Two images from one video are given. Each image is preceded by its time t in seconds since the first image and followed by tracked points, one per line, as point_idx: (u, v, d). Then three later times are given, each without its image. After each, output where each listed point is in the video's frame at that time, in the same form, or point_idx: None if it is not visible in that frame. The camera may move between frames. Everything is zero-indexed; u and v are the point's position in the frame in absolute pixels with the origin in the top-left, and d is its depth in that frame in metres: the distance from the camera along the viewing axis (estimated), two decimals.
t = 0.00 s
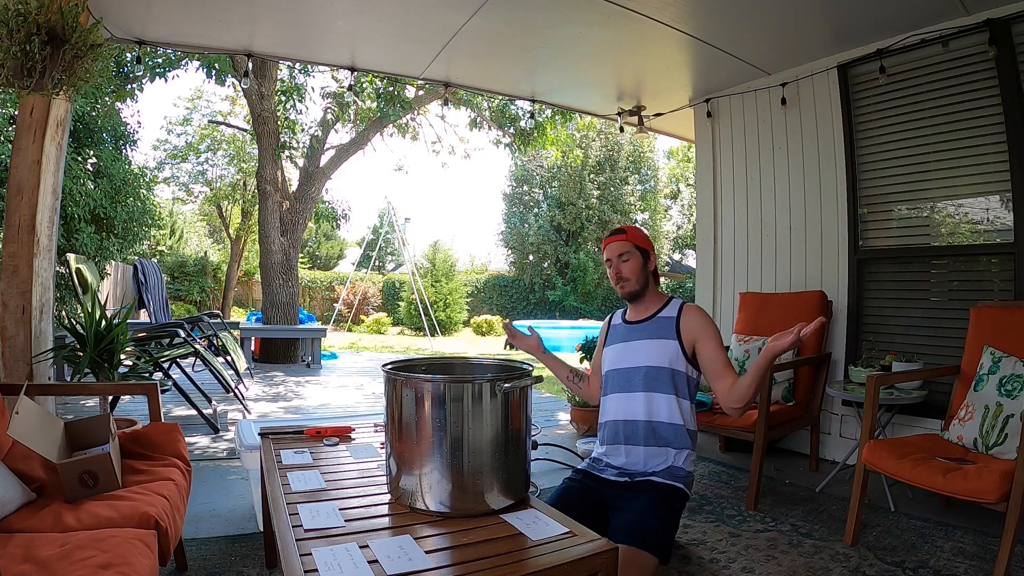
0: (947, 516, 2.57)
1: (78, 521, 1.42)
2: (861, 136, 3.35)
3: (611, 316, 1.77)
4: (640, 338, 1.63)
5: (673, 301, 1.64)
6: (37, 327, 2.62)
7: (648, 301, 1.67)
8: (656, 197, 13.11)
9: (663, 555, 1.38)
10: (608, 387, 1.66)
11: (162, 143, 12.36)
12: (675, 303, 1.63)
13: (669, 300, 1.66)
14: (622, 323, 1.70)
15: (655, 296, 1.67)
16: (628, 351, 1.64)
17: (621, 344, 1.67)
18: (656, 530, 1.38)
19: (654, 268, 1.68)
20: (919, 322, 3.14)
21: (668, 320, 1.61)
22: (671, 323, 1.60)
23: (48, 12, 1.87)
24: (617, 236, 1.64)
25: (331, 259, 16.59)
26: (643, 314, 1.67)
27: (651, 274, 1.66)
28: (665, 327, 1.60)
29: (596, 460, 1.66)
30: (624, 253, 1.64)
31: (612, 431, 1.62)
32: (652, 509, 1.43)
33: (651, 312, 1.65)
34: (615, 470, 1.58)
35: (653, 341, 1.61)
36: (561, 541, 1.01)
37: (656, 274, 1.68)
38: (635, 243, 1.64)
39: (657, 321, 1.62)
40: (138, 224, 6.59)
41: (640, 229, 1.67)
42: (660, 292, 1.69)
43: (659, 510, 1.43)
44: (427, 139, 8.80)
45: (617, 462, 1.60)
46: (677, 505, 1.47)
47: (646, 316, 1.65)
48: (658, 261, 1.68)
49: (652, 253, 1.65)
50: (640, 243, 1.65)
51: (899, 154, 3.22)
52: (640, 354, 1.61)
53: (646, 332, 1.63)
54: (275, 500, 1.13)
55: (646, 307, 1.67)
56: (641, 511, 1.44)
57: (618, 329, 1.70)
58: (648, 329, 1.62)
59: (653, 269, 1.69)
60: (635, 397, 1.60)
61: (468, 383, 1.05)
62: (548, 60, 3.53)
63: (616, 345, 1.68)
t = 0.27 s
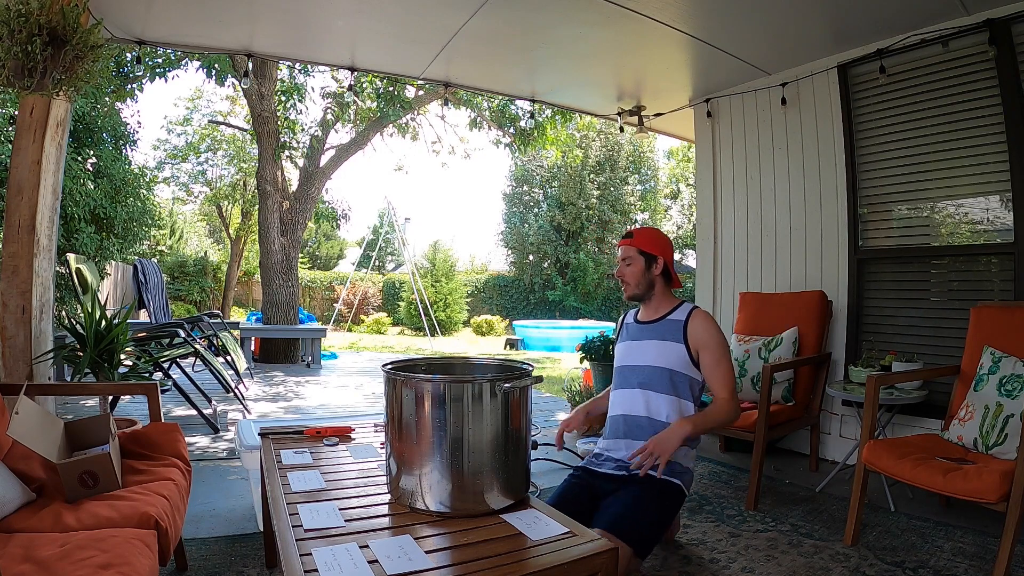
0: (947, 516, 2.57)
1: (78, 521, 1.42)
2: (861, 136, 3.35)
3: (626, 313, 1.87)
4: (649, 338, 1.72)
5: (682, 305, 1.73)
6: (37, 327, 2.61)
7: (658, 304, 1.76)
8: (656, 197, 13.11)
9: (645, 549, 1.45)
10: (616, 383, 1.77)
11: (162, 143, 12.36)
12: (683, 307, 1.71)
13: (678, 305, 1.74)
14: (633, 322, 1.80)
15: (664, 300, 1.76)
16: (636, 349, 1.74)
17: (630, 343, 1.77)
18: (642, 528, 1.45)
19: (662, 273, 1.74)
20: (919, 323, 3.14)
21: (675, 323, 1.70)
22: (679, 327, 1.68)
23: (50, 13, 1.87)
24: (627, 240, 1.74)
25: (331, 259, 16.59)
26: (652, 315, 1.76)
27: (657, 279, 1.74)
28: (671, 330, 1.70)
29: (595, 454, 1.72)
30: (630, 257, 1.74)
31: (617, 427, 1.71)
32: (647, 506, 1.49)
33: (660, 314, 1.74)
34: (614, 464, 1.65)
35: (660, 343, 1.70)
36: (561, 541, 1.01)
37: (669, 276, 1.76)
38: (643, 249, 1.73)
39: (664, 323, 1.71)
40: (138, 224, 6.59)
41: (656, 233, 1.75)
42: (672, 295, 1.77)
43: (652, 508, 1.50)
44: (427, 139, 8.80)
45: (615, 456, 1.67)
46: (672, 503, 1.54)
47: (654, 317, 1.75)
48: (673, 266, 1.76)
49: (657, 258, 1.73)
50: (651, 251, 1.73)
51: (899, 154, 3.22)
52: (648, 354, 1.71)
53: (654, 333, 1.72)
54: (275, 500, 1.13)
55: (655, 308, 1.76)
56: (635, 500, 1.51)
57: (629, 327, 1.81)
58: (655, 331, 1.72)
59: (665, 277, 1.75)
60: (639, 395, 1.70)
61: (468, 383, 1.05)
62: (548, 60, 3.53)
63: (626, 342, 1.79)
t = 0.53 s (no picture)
0: (947, 516, 2.57)
1: (78, 521, 1.42)
2: (861, 136, 3.35)
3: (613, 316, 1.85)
4: (631, 340, 1.71)
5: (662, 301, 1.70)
6: (37, 327, 2.61)
7: (640, 302, 1.73)
8: (656, 197, 13.10)
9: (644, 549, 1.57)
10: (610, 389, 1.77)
11: (162, 143, 12.36)
12: (663, 303, 1.68)
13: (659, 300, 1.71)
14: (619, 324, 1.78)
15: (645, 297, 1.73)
16: (621, 353, 1.73)
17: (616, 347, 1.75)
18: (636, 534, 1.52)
19: (642, 270, 1.71)
20: (918, 323, 3.14)
21: (656, 321, 1.67)
22: (660, 325, 1.66)
23: (51, 13, 1.87)
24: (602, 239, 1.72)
25: (331, 259, 16.60)
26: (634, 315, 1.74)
27: (637, 276, 1.71)
28: (653, 330, 1.67)
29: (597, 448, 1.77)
30: (608, 256, 1.71)
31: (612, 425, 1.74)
32: (636, 511, 1.54)
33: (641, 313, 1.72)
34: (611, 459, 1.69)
35: (643, 345, 1.68)
36: (561, 540, 1.01)
37: (650, 274, 1.73)
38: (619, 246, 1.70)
39: (646, 323, 1.69)
40: (138, 224, 6.59)
41: (633, 230, 1.72)
42: (654, 291, 1.74)
43: (642, 511, 1.55)
44: (427, 139, 8.79)
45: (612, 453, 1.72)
46: (659, 506, 1.57)
47: (637, 317, 1.72)
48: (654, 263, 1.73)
49: (636, 255, 1.69)
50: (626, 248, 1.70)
51: (899, 154, 3.22)
52: (632, 356, 1.70)
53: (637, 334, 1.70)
54: (275, 500, 1.13)
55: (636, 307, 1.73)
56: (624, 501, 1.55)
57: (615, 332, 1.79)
58: (637, 332, 1.70)
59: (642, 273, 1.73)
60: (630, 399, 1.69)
61: (468, 382, 1.05)
62: (548, 60, 3.53)
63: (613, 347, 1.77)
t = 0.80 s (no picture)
0: (947, 516, 2.57)
1: (78, 521, 1.42)
2: (861, 136, 3.35)
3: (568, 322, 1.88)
4: (589, 342, 1.75)
5: (612, 296, 1.74)
6: (37, 326, 2.61)
7: (592, 301, 1.75)
8: (656, 197, 13.10)
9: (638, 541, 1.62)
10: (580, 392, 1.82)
11: (162, 143, 12.36)
12: (613, 300, 1.72)
13: (610, 296, 1.75)
14: (575, 329, 1.82)
15: (598, 296, 1.76)
16: (582, 356, 1.78)
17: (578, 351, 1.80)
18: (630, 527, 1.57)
19: (592, 271, 1.73)
20: (918, 323, 3.14)
21: (609, 319, 1.71)
22: (611, 322, 1.71)
23: (52, 13, 1.87)
24: (550, 247, 1.71)
25: (331, 259, 16.60)
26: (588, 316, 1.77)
27: (588, 278, 1.72)
28: (608, 327, 1.71)
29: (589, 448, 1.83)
30: (559, 262, 1.71)
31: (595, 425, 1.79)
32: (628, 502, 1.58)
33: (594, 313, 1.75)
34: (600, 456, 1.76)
35: (601, 345, 1.73)
36: (561, 540, 1.01)
37: (599, 274, 1.75)
38: (569, 249, 1.70)
39: (600, 322, 1.73)
40: (138, 224, 6.59)
41: (576, 234, 1.73)
42: (604, 288, 1.77)
43: (635, 502, 1.59)
44: (427, 139, 8.79)
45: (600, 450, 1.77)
46: (649, 497, 1.62)
47: (591, 318, 1.76)
48: (602, 262, 1.75)
49: (585, 258, 1.70)
50: (575, 251, 1.71)
51: (899, 154, 3.22)
52: (593, 358, 1.75)
53: (593, 335, 1.74)
54: (275, 500, 1.13)
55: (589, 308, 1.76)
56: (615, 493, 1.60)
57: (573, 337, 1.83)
58: (594, 333, 1.74)
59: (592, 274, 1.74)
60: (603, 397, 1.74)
61: (468, 383, 1.05)
62: (548, 60, 3.53)
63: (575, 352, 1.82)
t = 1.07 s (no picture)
0: (947, 516, 2.57)
1: (78, 521, 1.42)
2: (861, 136, 3.35)
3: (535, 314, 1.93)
4: (551, 327, 1.80)
5: (567, 281, 1.78)
6: (37, 326, 2.61)
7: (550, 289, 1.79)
8: (655, 197, 13.10)
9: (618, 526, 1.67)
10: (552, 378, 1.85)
11: (162, 143, 12.36)
12: (569, 285, 1.76)
13: (565, 281, 1.78)
14: (540, 318, 1.87)
15: (554, 283, 1.79)
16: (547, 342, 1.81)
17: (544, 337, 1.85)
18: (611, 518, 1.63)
19: (546, 262, 1.75)
20: (918, 323, 3.14)
21: (566, 302, 1.76)
22: (568, 303, 1.75)
23: (53, 13, 1.87)
24: (502, 247, 1.73)
25: (331, 259, 16.61)
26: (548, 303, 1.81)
27: (543, 270, 1.75)
28: (564, 310, 1.76)
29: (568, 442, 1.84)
30: (513, 260, 1.72)
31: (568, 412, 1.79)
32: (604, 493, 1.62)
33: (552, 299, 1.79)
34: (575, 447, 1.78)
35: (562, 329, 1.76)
36: (561, 541, 1.01)
37: (552, 262, 1.78)
38: (520, 245, 1.72)
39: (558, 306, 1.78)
40: (138, 224, 6.59)
41: (524, 229, 1.75)
42: (559, 275, 1.80)
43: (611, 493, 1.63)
44: (427, 139, 8.79)
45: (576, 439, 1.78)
46: (625, 481, 1.66)
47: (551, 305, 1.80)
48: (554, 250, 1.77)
49: (536, 251, 1.72)
50: (527, 245, 1.72)
51: (899, 154, 3.22)
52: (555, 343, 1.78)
53: (554, 319, 1.79)
54: (275, 500, 1.13)
55: (547, 296, 1.80)
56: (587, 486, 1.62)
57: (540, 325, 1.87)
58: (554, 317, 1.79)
59: (546, 264, 1.77)
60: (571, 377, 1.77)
61: (468, 382, 1.05)
62: (548, 60, 3.53)
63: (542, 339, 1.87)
